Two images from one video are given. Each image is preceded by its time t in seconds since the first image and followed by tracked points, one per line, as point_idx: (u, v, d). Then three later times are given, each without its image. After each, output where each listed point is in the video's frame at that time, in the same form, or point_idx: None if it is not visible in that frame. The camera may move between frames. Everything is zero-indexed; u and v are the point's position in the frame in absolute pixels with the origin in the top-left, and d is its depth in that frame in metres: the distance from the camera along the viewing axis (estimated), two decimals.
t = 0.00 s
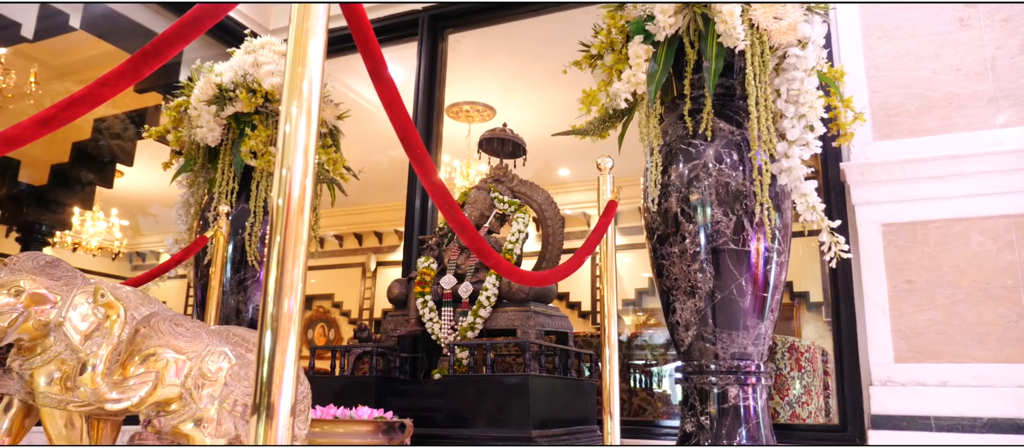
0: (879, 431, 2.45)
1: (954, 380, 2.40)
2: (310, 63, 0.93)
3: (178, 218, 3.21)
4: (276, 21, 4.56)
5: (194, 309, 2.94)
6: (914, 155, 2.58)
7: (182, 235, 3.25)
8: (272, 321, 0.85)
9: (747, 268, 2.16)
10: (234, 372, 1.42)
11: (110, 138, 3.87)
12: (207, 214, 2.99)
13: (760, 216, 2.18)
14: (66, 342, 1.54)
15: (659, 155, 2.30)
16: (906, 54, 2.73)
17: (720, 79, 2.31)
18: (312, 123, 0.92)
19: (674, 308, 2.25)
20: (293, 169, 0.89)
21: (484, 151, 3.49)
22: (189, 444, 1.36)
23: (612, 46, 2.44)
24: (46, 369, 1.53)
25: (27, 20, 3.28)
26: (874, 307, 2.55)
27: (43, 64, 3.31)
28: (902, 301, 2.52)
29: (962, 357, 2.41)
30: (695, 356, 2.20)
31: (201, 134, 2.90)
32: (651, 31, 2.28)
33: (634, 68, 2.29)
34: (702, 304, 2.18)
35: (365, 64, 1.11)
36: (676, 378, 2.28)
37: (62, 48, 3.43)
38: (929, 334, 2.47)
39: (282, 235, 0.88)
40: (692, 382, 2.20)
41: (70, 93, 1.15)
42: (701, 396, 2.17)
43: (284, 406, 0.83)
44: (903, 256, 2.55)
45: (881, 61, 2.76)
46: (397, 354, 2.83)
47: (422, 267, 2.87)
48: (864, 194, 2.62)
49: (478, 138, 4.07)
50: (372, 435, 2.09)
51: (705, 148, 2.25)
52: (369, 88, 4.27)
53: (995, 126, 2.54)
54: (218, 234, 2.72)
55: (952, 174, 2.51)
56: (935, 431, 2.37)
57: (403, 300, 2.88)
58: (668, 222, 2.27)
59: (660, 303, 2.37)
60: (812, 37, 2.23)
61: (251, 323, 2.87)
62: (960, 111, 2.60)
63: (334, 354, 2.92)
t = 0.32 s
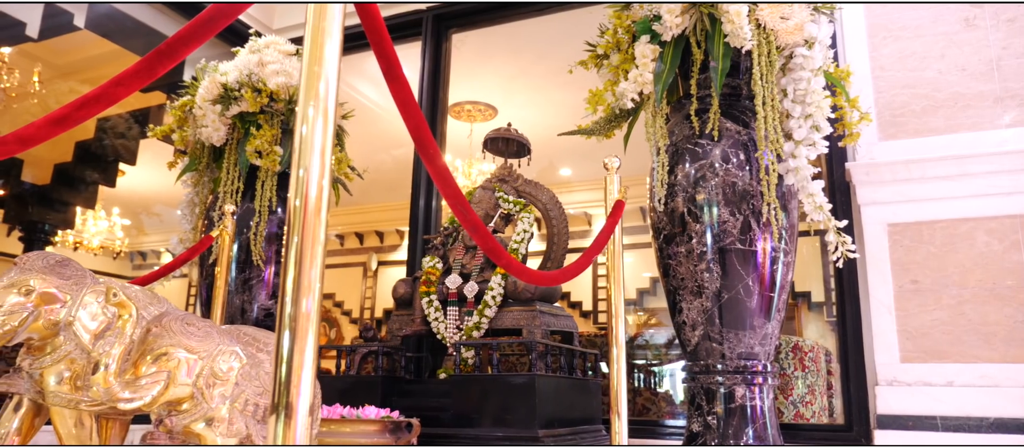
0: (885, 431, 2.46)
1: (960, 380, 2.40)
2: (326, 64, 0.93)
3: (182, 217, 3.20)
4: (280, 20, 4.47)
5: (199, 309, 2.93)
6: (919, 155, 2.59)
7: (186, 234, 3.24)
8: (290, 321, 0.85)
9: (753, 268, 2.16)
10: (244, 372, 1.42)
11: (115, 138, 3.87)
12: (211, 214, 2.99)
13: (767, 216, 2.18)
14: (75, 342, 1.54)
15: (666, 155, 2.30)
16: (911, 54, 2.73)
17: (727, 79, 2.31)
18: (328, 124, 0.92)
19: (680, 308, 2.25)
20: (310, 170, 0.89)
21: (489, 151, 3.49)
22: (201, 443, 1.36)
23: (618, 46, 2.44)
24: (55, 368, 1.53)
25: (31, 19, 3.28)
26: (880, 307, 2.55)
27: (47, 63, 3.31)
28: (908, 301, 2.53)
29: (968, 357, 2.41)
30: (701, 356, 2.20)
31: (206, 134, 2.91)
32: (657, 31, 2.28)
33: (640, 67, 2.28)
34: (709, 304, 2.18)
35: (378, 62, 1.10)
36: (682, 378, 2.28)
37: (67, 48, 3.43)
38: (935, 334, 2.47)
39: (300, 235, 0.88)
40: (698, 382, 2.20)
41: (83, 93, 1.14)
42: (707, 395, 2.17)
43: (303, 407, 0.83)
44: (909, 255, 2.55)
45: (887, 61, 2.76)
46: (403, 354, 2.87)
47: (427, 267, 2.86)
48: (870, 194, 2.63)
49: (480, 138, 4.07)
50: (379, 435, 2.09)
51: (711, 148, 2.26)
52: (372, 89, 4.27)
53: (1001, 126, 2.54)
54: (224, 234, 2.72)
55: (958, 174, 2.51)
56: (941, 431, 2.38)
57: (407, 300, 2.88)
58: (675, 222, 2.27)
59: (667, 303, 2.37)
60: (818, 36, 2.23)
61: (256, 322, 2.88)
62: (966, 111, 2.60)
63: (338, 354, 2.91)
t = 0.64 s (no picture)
0: (894, 431, 2.46)
1: (969, 380, 2.40)
2: (348, 64, 0.93)
3: (189, 218, 3.20)
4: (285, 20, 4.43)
5: (207, 308, 2.94)
6: (928, 155, 2.59)
7: (193, 234, 3.24)
8: (316, 322, 0.85)
9: (763, 268, 2.17)
10: (260, 372, 1.42)
11: (120, 138, 3.88)
12: (218, 214, 2.99)
13: (777, 216, 2.18)
14: (90, 342, 1.55)
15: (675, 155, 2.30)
16: (919, 55, 2.73)
17: (736, 79, 2.30)
18: (352, 126, 0.92)
19: (690, 308, 2.25)
20: (334, 172, 0.89)
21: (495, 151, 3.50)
22: (217, 444, 1.35)
23: (627, 46, 2.44)
24: (70, 368, 1.54)
25: (38, 19, 3.28)
26: (888, 307, 2.56)
27: (52, 63, 3.31)
28: (916, 301, 2.53)
29: (977, 358, 2.41)
30: (711, 356, 2.20)
31: (214, 134, 2.90)
32: (666, 31, 2.28)
33: (649, 67, 2.29)
34: (719, 304, 2.18)
35: (397, 61, 1.10)
36: (691, 378, 2.28)
37: (73, 47, 3.43)
38: (944, 334, 2.47)
39: (324, 237, 0.88)
40: (708, 382, 2.19)
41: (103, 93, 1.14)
42: (717, 395, 2.17)
43: (329, 408, 0.84)
44: (917, 255, 2.56)
45: (895, 61, 2.76)
46: (411, 354, 2.83)
47: (435, 266, 2.88)
48: (878, 194, 2.63)
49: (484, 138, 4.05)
50: (389, 435, 2.09)
51: (721, 148, 2.26)
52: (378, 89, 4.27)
53: (1010, 126, 2.54)
54: (231, 234, 2.72)
55: (967, 174, 2.51)
56: (950, 431, 2.38)
57: (415, 300, 2.89)
58: (684, 222, 2.27)
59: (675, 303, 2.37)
60: (827, 37, 2.23)
61: (263, 323, 2.88)
62: (974, 111, 2.60)
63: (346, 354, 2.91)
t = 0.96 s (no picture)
0: (905, 431, 2.46)
1: (980, 380, 2.40)
2: (377, 66, 0.93)
3: (196, 218, 3.20)
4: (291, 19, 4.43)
5: (215, 308, 2.94)
6: (938, 155, 2.59)
7: (201, 235, 3.24)
8: (346, 323, 0.85)
9: (775, 268, 2.17)
10: (279, 373, 1.42)
11: (127, 138, 3.90)
12: (226, 214, 2.99)
13: (788, 216, 2.18)
14: (106, 342, 1.55)
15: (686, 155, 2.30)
16: (928, 55, 2.73)
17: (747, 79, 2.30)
18: (380, 128, 0.92)
19: (702, 308, 2.25)
20: (363, 174, 0.89)
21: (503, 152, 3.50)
22: (236, 444, 1.35)
23: (638, 46, 2.44)
24: (86, 369, 1.54)
25: (45, 20, 3.29)
26: (898, 307, 2.56)
27: (59, 64, 3.30)
28: (926, 301, 2.53)
29: (988, 358, 2.41)
30: (723, 357, 2.20)
31: (223, 134, 2.91)
32: (678, 31, 2.28)
33: (661, 68, 2.29)
34: (731, 304, 2.18)
35: (420, 61, 1.10)
36: (702, 378, 2.28)
37: (79, 47, 3.44)
38: (954, 334, 2.47)
39: (354, 239, 0.88)
40: (720, 382, 2.20)
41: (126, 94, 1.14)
42: (729, 395, 2.17)
43: (360, 410, 0.84)
44: (927, 256, 2.56)
45: (904, 61, 2.76)
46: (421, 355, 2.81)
47: (444, 267, 2.88)
48: (887, 195, 2.63)
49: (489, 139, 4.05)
50: (402, 435, 2.09)
51: (732, 148, 2.25)
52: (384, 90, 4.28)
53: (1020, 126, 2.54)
54: (241, 234, 2.72)
55: (977, 174, 2.51)
56: (961, 431, 2.37)
57: (424, 300, 2.88)
58: (695, 222, 2.27)
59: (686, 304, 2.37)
60: (839, 37, 2.23)
61: (271, 323, 2.88)
62: (984, 111, 2.60)
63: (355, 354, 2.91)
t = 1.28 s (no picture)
0: (915, 431, 2.46)
1: (991, 381, 2.40)
2: (407, 67, 0.93)
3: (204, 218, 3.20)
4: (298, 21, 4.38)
5: (224, 308, 2.93)
6: (948, 155, 2.59)
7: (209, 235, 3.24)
8: (380, 325, 0.85)
9: (787, 269, 2.17)
10: (299, 373, 1.38)
11: (135, 139, 3.92)
12: (235, 214, 2.99)
13: (801, 217, 2.18)
14: (123, 343, 1.55)
15: (698, 156, 2.30)
16: (938, 55, 2.73)
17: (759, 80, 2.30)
18: (411, 131, 0.92)
19: (714, 308, 2.25)
20: (395, 177, 0.89)
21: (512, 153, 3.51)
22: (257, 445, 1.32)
23: (649, 47, 2.44)
24: (104, 370, 1.54)
25: (54, 21, 3.28)
26: (908, 308, 2.56)
27: (64, 64, 3.29)
28: (937, 302, 2.53)
29: (999, 358, 2.41)
30: (735, 357, 2.21)
31: (232, 134, 2.91)
32: (690, 32, 2.28)
33: (673, 68, 2.28)
34: (743, 305, 2.18)
35: (446, 61, 1.10)
36: (714, 378, 2.29)
37: (86, 47, 3.44)
38: (965, 335, 2.47)
39: (387, 241, 0.88)
40: (732, 382, 2.20)
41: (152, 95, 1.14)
42: (742, 396, 2.18)
43: (395, 411, 0.84)
44: (937, 256, 2.56)
45: (914, 62, 2.77)
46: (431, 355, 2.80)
47: (454, 267, 2.89)
48: (898, 195, 2.63)
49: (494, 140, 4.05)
50: (415, 435, 2.09)
51: (745, 149, 2.26)
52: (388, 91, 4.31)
53: None
54: (253, 235, 2.73)
55: (987, 175, 2.51)
56: (972, 431, 2.38)
57: (435, 300, 2.89)
58: (707, 223, 2.27)
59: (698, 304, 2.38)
60: (850, 38, 2.24)
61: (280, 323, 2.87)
62: (994, 112, 2.60)
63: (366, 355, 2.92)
